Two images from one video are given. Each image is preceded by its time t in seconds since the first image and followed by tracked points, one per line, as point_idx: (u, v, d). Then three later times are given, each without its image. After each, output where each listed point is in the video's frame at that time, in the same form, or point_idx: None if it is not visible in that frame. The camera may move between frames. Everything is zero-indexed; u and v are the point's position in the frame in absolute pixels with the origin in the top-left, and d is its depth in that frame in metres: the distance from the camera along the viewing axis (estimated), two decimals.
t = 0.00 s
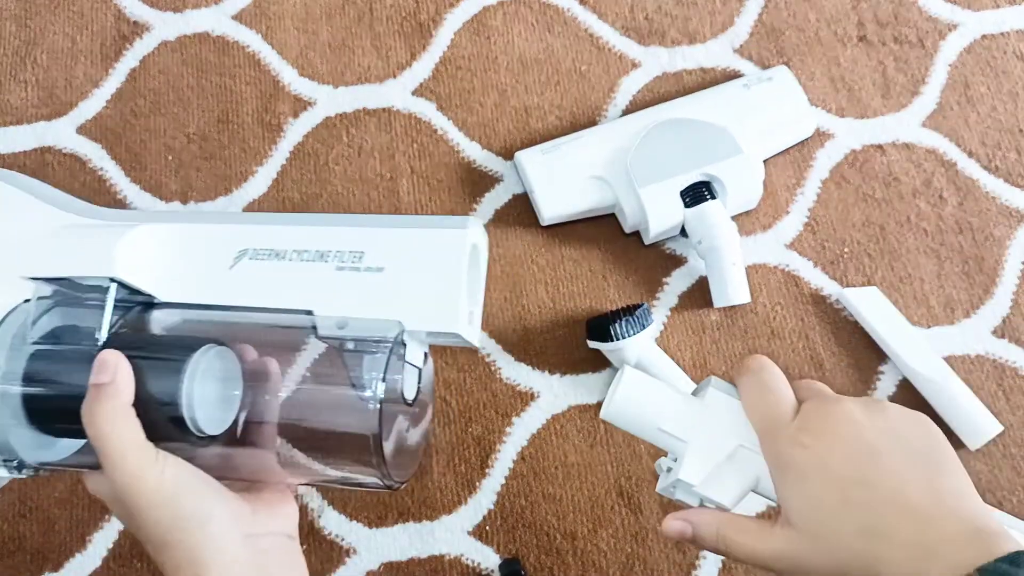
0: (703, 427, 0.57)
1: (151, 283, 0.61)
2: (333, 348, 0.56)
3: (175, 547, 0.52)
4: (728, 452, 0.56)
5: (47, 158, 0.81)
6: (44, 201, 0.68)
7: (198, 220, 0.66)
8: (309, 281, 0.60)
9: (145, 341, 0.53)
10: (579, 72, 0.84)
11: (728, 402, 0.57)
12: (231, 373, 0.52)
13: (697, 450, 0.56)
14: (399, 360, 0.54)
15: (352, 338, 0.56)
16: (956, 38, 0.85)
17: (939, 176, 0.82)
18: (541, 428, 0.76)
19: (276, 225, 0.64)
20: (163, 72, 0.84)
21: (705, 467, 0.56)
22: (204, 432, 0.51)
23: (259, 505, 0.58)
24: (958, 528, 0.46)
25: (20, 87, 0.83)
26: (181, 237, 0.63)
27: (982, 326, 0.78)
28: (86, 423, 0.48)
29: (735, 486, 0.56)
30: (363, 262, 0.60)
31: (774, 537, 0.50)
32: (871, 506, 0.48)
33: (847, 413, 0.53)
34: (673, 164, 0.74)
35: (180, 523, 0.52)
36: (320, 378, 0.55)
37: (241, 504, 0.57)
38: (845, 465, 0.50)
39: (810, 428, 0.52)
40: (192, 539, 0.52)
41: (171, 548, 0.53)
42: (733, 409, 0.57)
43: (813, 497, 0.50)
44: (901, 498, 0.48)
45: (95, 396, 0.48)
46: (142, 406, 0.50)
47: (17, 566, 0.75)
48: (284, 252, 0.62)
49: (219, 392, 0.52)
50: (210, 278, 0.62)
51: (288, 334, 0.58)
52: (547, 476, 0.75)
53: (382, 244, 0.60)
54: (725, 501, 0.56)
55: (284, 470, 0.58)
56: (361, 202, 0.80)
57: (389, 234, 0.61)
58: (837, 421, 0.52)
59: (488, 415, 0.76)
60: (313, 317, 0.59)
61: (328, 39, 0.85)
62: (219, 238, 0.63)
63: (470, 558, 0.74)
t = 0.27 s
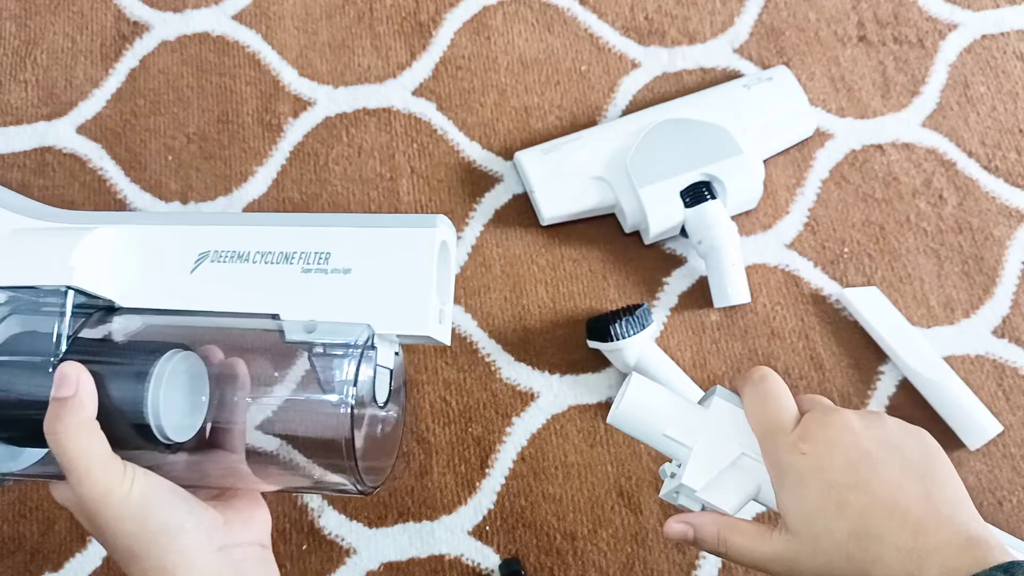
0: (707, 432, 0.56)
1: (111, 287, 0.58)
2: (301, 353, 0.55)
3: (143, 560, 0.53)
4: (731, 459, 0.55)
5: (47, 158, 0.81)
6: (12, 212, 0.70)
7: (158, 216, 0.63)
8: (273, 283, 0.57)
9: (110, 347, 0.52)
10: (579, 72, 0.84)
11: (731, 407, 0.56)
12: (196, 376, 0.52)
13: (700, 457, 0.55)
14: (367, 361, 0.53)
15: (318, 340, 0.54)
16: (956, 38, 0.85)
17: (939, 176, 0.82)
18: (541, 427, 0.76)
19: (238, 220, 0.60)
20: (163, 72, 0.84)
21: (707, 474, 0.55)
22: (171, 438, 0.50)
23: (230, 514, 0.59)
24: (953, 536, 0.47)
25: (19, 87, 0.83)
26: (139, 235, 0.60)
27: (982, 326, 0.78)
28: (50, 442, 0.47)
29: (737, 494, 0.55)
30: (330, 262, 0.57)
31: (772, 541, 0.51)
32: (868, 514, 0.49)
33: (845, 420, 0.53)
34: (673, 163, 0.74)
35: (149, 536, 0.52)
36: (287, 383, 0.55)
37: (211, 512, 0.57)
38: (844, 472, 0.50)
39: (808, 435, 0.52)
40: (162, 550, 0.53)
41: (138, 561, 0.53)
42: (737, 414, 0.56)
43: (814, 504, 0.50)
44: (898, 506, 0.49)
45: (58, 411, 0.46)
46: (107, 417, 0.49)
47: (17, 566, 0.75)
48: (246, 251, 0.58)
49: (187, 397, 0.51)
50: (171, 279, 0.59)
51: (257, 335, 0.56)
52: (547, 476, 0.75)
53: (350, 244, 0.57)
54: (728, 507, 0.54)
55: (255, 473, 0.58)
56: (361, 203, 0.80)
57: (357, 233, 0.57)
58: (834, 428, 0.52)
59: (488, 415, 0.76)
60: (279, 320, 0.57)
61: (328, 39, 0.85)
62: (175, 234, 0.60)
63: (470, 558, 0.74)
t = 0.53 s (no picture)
0: (703, 441, 0.56)
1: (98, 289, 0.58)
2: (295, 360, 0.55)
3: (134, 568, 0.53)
4: (726, 468, 0.55)
5: (47, 158, 0.81)
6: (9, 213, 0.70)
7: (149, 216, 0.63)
8: (269, 287, 0.57)
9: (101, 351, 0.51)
10: (580, 72, 0.84)
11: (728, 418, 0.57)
12: (187, 381, 0.52)
13: (695, 465, 0.55)
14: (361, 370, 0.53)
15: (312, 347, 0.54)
16: (956, 38, 0.85)
17: (939, 176, 0.82)
18: (541, 427, 0.76)
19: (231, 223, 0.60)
20: (163, 72, 0.84)
21: (702, 483, 0.55)
22: (159, 444, 0.51)
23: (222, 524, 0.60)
24: (949, 546, 0.46)
25: (19, 87, 0.83)
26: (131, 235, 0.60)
27: (982, 326, 0.78)
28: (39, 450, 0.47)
29: (733, 503, 0.54)
30: (326, 268, 0.56)
31: (768, 549, 0.50)
32: (863, 522, 0.48)
33: (841, 428, 0.52)
34: (673, 163, 0.74)
35: (139, 544, 0.52)
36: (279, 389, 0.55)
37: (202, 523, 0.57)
38: (839, 480, 0.50)
39: (803, 442, 0.52)
40: (153, 559, 0.53)
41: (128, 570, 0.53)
42: (732, 423, 0.56)
43: (807, 512, 0.50)
44: (895, 514, 0.48)
45: (46, 417, 0.46)
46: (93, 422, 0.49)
47: (16, 566, 0.75)
48: (239, 255, 0.58)
49: (178, 404, 0.51)
50: (161, 281, 0.58)
51: (254, 342, 0.56)
52: (547, 476, 0.75)
53: (343, 248, 0.57)
54: (722, 516, 0.54)
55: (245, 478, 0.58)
56: (361, 202, 0.80)
57: (350, 238, 0.57)
58: (830, 435, 0.52)
59: (488, 415, 0.76)
60: (272, 326, 0.56)
61: (328, 39, 0.84)
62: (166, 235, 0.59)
63: (470, 558, 0.74)
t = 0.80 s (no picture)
0: (692, 432, 0.55)
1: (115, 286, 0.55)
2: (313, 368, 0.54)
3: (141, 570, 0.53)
4: (717, 458, 0.55)
5: (47, 158, 0.81)
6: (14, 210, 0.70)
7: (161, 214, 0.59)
8: (287, 293, 0.54)
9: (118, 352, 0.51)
10: (579, 72, 0.84)
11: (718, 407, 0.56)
12: (199, 383, 0.52)
13: (684, 457, 0.55)
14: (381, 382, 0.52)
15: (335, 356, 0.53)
16: (956, 38, 0.84)
17: (939, 176, 0.81)
18: (541, 427, 0.76)
19: (250, 225, 0.57)
20: (163, 72, 0.84)
21: (692, 475, 0.54)
22: (172, 446, 0.50)
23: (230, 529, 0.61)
24: (942, 548, 0.47)
25: (19, 87, 0.83)
26: (142, 233, 0.57)
27: (982, 326, 0.78)
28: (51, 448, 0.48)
29: (723, 493, 0.54)
30: (347, 275, 0.53)
31: (758, 549, 0.51)
32: (857, 523, 0.49)
33: (835, 423, 0.52)
34: (673, 163, 0.74)
35: (146, 547, 0.53)
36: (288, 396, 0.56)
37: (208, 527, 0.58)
38: (831, 479, 0.50)
39: (795, 437, 0.52)
40: (160, 561, 0.54)
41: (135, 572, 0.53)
42: (722, 412, 0.56)
43: (799, 511, 0.50)
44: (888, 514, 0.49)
45: (61, 414, 0.47)
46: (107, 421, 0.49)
47: (16, 566, 0.75)
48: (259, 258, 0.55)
49: (191, 404, 0.52)
50: (179, 283, 0.55)
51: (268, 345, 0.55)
52: (547, 476, 0.75)
53: (366, 254, 0.54)
54: (709, 507, 0.54)
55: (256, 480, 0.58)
56: (361, 202, 0.80)
57: (373, 243, 0.54)
58: (823, 431, 0.52)
59: (488, 415, 0.76)
60: (291, 332, 0.54)
61: (328, 39, 0.84)
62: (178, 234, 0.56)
63: (470, 558, 0.74)
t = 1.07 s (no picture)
0: (642, 399, 0.49)
1: (145, 286, 0.56)
2: (336, 381, 0.54)
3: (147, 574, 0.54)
4: (665, 427, 0.49)
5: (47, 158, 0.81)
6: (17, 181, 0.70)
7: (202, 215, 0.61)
8: (318, 303, 0.54)
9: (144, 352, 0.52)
10: (579, 72, 0.84)
11: (670, 370, 0.49)
12: (221, 392, 0.52)
13: (631, 427, 0.48)
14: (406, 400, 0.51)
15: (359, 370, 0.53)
16: (956, 38, 0.84)
17: (939, 176, 0.81)
18: (541, 427, 0.76)
19: (287, 232, 0.58)
20: (163, 72, 0.84)
21: (640, 449, 0.48)
22: (192, 454, 0.51)
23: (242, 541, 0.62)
24: (925, 534, 0.44)
25: (19, 87, 0.83)
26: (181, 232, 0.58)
27: (982, 326, 0.78)
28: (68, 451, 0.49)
29: (671, 467, 0.49)
30: (378, 288, 0.53)
31: (719, 526, 0.47)
32: (830, 502, 0.46)
33: (802, 383, 0.49)
34: (673, 163, 0.74)
35: (153, 553, 0.54)
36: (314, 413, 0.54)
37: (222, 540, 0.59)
38: (801, 453, 0.47)
39: (758, 401, 0.48)
40: (166, 567, 0.54)
41: None
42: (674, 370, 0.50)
43: (763, 486, 0.47)
44: (865, 490, 0.45)
45: (81, 413, 0.47)
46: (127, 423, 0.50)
47: (17, 566, 0.75)
48: (290, 266, 0.55)
49: (213, 412, 0.51)
50: (208, 287, 0.56)
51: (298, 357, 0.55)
52: (547, 476, 0.75)
53: (399, 270, 0.53)
54: (654, 485, 0.49)
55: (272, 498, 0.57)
56: (361, 202, 0.80)
57: (410, 257, 0.54)
58: (790, 395, 0.48)
59: (488, 415, 0.76)
60: (316, 343, 0.54)
61: (328, 39, 0.84)
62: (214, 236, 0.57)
63: (470, 558, 0.74)
